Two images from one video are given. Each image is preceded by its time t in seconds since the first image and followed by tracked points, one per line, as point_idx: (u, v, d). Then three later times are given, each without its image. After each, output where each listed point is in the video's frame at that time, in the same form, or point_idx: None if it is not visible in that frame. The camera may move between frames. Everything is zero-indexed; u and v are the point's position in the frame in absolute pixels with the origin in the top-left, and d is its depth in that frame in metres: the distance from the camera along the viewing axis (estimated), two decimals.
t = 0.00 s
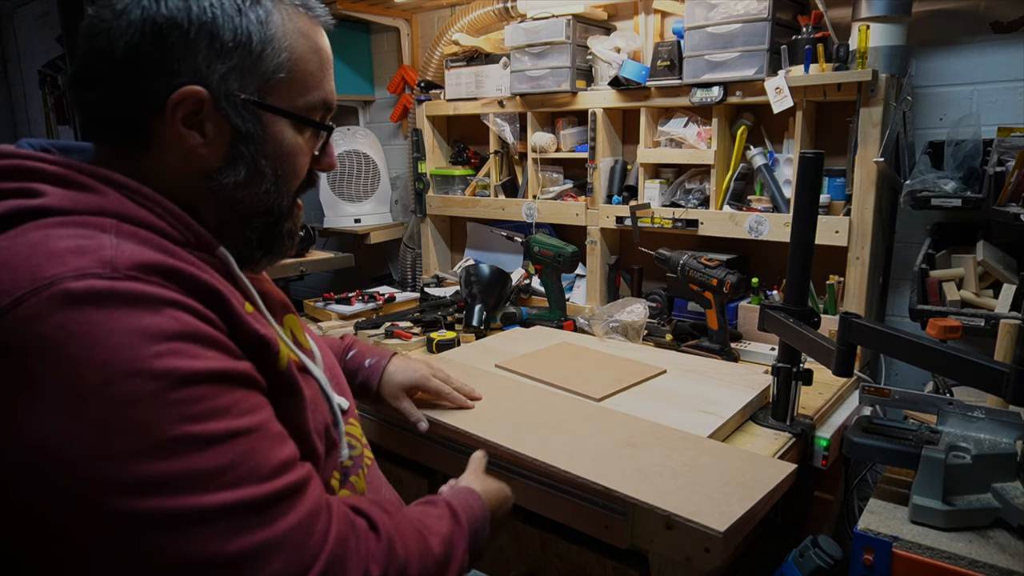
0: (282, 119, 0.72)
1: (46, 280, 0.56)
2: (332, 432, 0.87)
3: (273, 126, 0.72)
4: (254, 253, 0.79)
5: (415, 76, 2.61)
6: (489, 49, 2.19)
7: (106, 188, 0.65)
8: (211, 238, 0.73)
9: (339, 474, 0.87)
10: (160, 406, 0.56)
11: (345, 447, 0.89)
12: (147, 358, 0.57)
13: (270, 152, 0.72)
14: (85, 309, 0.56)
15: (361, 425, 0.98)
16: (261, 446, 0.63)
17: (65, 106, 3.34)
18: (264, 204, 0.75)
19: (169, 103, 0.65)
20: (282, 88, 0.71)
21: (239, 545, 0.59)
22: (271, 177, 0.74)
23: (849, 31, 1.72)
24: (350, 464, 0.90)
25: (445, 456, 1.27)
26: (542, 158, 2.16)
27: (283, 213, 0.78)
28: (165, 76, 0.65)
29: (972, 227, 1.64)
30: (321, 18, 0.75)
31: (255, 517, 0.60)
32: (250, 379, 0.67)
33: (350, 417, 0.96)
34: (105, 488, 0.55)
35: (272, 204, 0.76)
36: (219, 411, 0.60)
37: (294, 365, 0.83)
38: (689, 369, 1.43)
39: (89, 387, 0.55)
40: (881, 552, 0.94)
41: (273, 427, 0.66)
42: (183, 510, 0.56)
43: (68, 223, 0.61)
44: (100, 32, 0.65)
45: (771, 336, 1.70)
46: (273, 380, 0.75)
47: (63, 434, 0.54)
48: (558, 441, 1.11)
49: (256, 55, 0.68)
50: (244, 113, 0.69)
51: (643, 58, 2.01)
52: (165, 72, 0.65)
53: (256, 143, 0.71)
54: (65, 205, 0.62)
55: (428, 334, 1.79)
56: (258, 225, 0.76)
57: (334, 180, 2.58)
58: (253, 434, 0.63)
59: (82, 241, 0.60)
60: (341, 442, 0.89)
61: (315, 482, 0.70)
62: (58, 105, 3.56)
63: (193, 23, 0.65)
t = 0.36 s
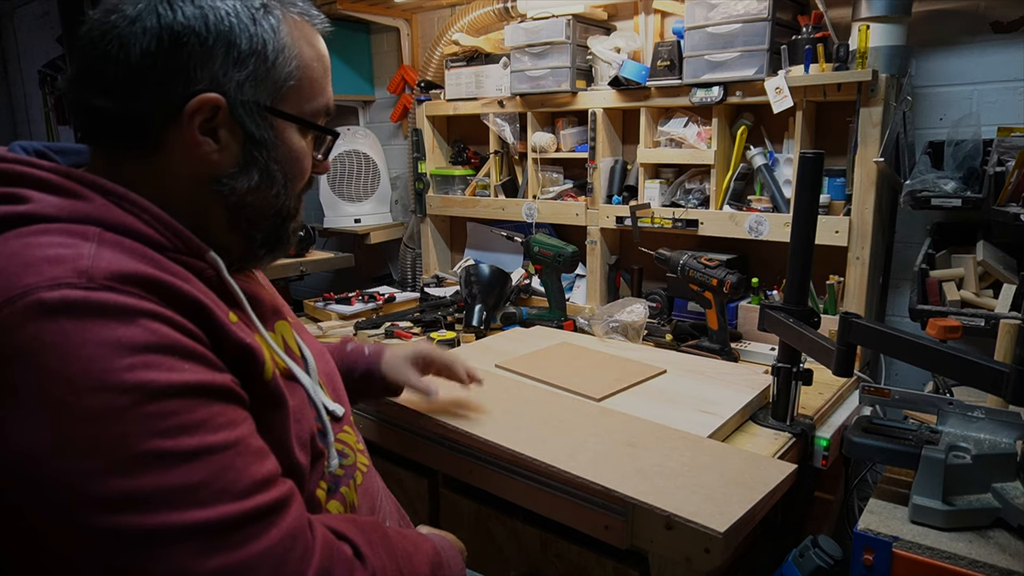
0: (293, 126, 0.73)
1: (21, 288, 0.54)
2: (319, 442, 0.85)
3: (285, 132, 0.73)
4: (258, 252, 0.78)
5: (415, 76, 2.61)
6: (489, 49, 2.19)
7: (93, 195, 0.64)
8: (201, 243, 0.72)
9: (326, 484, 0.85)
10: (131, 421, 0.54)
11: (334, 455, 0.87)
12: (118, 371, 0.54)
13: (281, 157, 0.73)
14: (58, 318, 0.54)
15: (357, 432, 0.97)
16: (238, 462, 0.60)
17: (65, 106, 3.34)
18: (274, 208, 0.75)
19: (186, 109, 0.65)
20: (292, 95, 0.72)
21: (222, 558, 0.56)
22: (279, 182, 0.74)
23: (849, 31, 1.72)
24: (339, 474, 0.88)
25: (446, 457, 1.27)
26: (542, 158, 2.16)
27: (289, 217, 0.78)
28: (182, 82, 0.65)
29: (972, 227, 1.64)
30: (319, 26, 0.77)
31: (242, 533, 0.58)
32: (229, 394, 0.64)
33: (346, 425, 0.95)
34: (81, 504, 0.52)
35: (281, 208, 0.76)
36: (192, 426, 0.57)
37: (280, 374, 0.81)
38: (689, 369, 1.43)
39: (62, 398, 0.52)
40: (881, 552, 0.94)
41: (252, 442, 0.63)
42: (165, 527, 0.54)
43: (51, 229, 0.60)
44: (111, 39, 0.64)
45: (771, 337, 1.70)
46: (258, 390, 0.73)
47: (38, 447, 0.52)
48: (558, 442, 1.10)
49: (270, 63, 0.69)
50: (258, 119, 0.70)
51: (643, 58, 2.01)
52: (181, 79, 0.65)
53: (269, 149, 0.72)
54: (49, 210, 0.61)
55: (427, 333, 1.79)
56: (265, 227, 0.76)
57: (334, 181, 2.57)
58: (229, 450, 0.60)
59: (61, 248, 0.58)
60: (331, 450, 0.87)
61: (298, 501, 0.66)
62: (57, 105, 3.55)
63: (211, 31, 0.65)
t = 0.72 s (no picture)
0: (294, 142, 0.73)
1: None
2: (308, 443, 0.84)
3: (286, 148, 0.73)
4: (251, 265, 0.79)
5: (415, 76, 2.61)
6: (489, 49, 2.18)
7: (79, 197, 0.64)
8: (188, 243, 0.71)
9: (314, 485, 0.84)
10: (104, 420, 0.53)
11: (323, 455, 0.86)
12: (91, 371, 0.54)
13: (281, 172, 0.73)
14: (33, 318, 0.54)
15: (352, 430, 0.96)
16: (214, 464, 0.59)
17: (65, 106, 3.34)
18: (270, 221, 0.75)
19: (189, 123, 0.65)
20: (295, 112, 0.73)
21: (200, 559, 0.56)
22: (277, 196, 0.74)
23: (849, 31, 1.72)
24: (328, 475, 0.87)
25: (445, 457, 1.27)
26: (542, 158, 2.16)
27: (283, 230, 0.78)
28: (187, 96, 0.65)
29: (972, 227, 1.64)
30: (327, 43, 0.77)
31: (222, 537, 0.58)
32: (208, 394, 0.63)
33: (341, 422, 0.95)
34: (56, 506, 0.52)
35: (276, 222, 0.76)
36: (164, 427, 0.56)
37: (265, 374, 0.80)
38: (689, 369, 1.43)
39: (38, 398, 0.52)
40: (881, 552, 0.94)
41: (229, 443, 0.62)
42: (138, 529, 0.53)
43: (34, 231, 0.60)
44: (118, 50, 0.64)
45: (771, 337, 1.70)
46: (241, 392, 0.72)
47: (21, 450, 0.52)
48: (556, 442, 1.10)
49: (274, 81, 0.70)
50: (261, 135, 0.70)
51: (643, 58, 2.01)
52: (185, 92, 0.65)
53: (269, 164, 0.72)
54: (35, 212, 0.62)
55: (427, 333, 1.79)
56: (260, 241, 0.76)
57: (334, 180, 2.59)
58: (203, 451, 0.59)
59: (41, 249, 0.58)
60: (320, 451, 0.86)
61: (276, 502, 0.66)
62: (57, 105, 3.55)
63: (216, 47, 0.66)
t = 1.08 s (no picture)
0: (285, 137, 0.73)
1: None
2: (300, 461, 0.84)
3: (276, 143, 0.73)
4: (252, 262, 0.79)
5: (415, 76, 2.61)
6: (489, 49, 2.18)
7: (75, 205, 0.67)
8: (188, 253, 0.74)
9: (306, 502, 0.84)
10: (59, 455, 0.55)
11: (317, 472, 0.86)
12: (52, 402, 0.56)
13: (272, 167, 0.73)
14: (7, 338, 0.56)
15: (349, 441, 0.96)
16: (164, 512, 0.60)
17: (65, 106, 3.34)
18: (264, 218, 0.75)
19: (170, 119, 0.66)
20: (285, 105, 0.72)
21: None
22: (269, 192, 0.74)
23: (849, 31, 1.72)
24: (324, 489, 0.87)
25: (446, 458, 1.27)
26: (542, 158, 2.16)
27: (283, 226, 0.78)
28: (165, 92, 0.65)
29: (972, 227, 1.64)
30: (324, 31, 0.76)
31: None
32: (177, 432, 0.64)
33: (338, 433, 0.95)
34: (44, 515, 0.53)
35: (272, 219, 0.76)
36: (121, 468, 0.58)
37: (256, 393, 0.79)
38: (689, 369, 1.43)
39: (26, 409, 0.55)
40: (881, 552, 0.94)
41: (190, 491, 0.63)
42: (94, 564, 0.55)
43: (29, 240, 0.63)
44: (100, 47, 0.65)
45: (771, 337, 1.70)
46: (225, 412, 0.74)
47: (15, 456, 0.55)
48: (555, 442, 1.10)
49: (258, 72, 0.69)
50: (247, 130, 0.70)
51: (643, 58, 2.01)
52: (166, 88, 0.65)
53: (257, 159, 0.72)
54: (29, 219, 0.64)
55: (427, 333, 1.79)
56: (257, 238, 0.76)
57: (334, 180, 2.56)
58: (154, 496, 0.60)
59: (30, 261, 0.61)
60: (313, 467, 0.86)
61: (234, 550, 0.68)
62: (57, 105, 3.55)
63: (195, 38, 0.65)
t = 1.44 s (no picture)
0: (297, 135, 0.73)
1: None
2: (305, 468, 0.84)
3: (287, 142, 0.72)
4: (265, 261, 0.79)
5: (415, 76, 2.61)
6: (489, 49, 2.18)
7: (93, 207, 0.68)
8: (203, 258, 0.75)
9: (311, 505, 0.85)
10: (47, 473, 0.55)
11: (321, 479, 0.86)
12: (48, 416, 0.56)
13: (283, 166, 0.73)
14: (10, 346, 0.57)
15: (356, 447, 0.97)
16: (141, 538, 0.60)
17: (66, 106, 3.34)
18: (277, 218, 0.75)
19: (181, 114, 0.66)
20: (297, 103, 0.72)
21: None
22: (280, 192, 0.74)
23: (849, 31, 1.72)
24: (330, 493, 0.88)
25: (447, 459, 1.27)
26: (542, 158, 2.16)
27: (297, 225, 0.78)
28: (178, 88, 0.66)
29: (972, 227, 1.64)
30: (340, 31, 0.76)
31: None
32: (171, 457, 0.63)
33: (345, 439, 0.95)
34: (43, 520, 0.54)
35: (285, 218, 0.76)
36: (100, 490, 0.58)
37: (262, 402, 0.80)
38: (689, 369, 1.43)
39: (27, 420, 0.55)
40: (881, 552, 0.94)
41: (172, 518, 0.63)
42: None
43: (45, 243, 0.64)
44: (115, 44, 0.66)
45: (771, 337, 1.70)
46: (233, 423, 0.75)
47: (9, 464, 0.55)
48: (555, 443, 1.10)
49: (271, 69, 0.69)
50: (258, 127, 0.70)
51: (643, 58, 2.01)
52: (178, 84, 0.66)
53: (268, 157, 0.71)
54: (47, 220, 0.65)
55: (428, 333, 1.78)
56: (270, 238, 0.76)
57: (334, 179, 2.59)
58: (132, 524, 0.59)
59: (45, 266, 0.62)
60: (317, 475, 0.85)
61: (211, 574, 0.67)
62: (57, 104, 3.55)
63: (206, 34, 0.66)
